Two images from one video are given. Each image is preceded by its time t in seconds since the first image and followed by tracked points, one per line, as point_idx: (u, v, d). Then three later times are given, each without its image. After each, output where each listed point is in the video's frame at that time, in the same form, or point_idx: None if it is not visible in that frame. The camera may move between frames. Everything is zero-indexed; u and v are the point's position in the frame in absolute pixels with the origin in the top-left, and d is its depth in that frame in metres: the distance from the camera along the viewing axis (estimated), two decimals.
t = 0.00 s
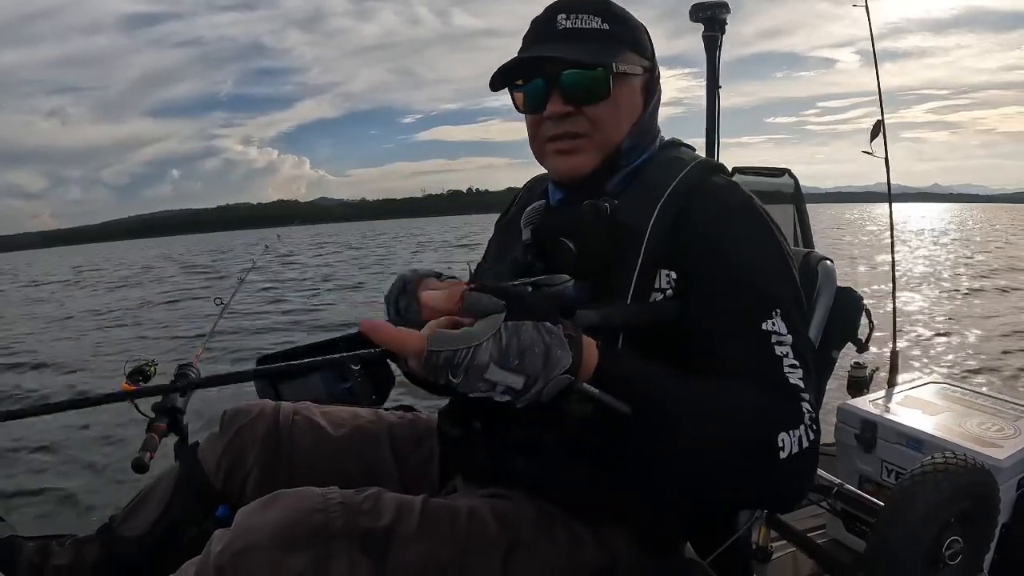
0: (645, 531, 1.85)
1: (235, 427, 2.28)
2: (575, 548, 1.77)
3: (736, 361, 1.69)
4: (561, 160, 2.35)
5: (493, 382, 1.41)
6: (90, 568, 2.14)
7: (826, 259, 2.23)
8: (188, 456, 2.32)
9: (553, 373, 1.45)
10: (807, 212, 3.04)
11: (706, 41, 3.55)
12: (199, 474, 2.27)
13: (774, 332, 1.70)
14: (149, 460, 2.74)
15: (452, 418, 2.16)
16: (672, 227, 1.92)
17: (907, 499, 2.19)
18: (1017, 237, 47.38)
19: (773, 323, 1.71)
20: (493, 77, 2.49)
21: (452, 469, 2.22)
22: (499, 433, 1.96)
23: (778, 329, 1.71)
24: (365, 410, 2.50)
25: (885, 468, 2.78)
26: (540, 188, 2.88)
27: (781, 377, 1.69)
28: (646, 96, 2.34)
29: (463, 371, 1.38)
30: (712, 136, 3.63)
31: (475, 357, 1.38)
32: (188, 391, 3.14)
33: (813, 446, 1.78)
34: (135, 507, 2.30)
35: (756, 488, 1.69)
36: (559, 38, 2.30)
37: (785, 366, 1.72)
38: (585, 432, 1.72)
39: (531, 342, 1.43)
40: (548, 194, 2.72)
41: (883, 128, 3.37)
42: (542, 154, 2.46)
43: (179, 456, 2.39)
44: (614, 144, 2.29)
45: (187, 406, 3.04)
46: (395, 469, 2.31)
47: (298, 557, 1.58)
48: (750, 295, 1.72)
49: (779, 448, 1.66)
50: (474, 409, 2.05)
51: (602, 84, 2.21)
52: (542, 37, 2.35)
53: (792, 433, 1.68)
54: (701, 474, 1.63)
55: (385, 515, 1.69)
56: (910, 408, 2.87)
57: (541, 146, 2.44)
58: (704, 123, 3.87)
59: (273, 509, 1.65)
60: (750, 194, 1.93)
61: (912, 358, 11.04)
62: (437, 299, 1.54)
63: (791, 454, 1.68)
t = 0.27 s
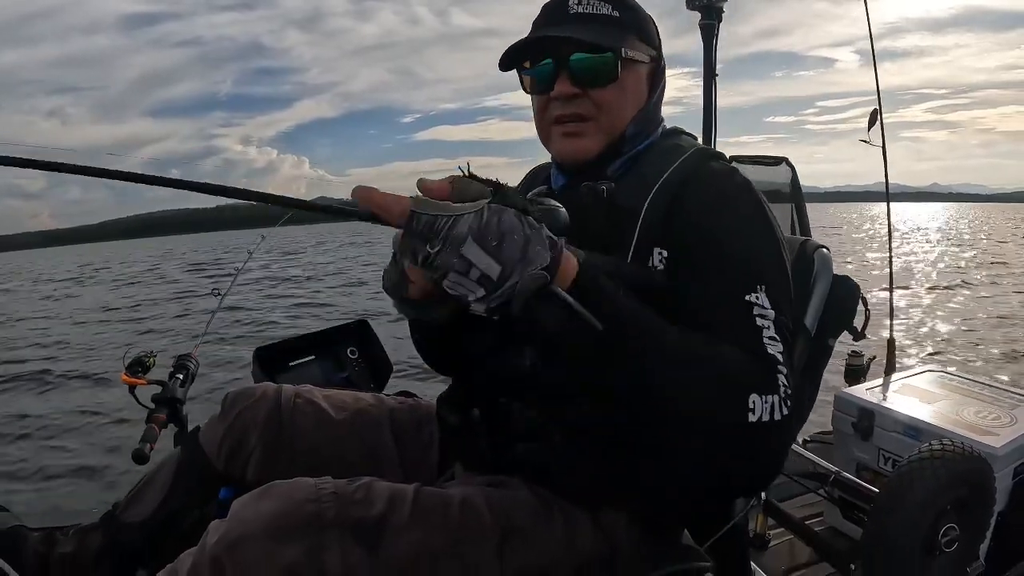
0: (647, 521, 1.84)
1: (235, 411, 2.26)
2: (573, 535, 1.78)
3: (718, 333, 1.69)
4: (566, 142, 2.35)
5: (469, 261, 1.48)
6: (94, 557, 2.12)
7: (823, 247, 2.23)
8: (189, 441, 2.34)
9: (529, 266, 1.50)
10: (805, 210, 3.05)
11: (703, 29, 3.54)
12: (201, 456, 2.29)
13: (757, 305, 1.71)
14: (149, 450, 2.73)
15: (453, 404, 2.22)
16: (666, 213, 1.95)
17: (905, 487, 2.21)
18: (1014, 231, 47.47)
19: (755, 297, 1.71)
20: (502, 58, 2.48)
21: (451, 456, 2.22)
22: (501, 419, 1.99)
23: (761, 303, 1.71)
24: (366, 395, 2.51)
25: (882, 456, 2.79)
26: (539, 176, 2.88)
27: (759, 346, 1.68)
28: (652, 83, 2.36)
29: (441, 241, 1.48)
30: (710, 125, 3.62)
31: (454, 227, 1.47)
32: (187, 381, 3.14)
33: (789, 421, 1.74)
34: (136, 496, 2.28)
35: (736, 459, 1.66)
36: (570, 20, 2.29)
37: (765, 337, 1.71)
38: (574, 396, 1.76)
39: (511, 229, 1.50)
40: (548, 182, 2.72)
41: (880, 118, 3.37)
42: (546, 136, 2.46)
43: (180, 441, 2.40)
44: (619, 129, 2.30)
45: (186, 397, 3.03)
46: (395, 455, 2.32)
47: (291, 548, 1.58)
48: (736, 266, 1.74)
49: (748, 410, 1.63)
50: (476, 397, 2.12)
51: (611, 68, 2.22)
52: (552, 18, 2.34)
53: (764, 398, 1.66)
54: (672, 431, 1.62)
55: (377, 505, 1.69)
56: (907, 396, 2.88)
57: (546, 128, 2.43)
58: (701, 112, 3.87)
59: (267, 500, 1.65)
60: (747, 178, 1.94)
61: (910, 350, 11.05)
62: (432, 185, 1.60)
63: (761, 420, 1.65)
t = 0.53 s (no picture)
0: (647, 522, 1.84)
1: (235, 413, 2.25)
2: (570, 537, 1.77)
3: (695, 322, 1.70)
4: (568, 137, 2.33)
5: (445, 205, 1.60)
6: (95, 559, 2.13)
7: (822, 252, 2.21)
8: (189, 443, 2.33)
9: (501, 216, 1.60)
10: (804, 210, 3.05)
11: (702, 33, 3.54)
12: (201, 455, 2.29)
13: (734, 298, 1.71)
14: (149, 453, 2.73)
15: (450, 405, 2.22)
16: (660, 213, 1.96)
17: (904, 492, 2.20)
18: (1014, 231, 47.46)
19: (735, 290, 1.72)
20: (510, 50, 2.46)
21: (450, 459, 2.22)
22: (498, 420, 2.00)
23: (739, 297, 1.71)
24: (366, 397, 2.51)
25: (882, 460, 2.78)
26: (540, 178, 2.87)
27: (732, 336, 1.68)
28: (658, 87, 2.37)
29: (422, 180, 1.63)
30: (709, 129, 3.62)
31: (435, 170, 1.61)
32: (186, 385, 3.13)
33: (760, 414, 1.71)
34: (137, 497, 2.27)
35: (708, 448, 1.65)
36: (582, 17, 2.30)
37: (740, 330, 1.71)
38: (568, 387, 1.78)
39: (487, 179, 1.61)
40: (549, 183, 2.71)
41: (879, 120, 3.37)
42: (548, 131, 2.44)
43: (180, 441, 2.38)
44: (622, 129, 2.30)
45: (186, 400, 3.03)
46: (395, 457, 2.32)
47: (288, 553, 1.58)
48: (719, 261, 1.75)
49: (708, 393, 1.60)
50: (474, 399, 2.12)
51: (619, 67, 2.22)
52: (563, 14, 2.34)
53: (728, 384, 1.62)
54: (643, 415, 1.63)
55: (374, 510, 1.69)
56: (907, 400, 2.88)
57: (549, 123, 2.42)
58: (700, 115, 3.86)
59: (264, 506, 1.65)
60: (744, 182, 1.93)
61: (910, 351, 11.05)
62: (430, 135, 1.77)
63: (722, 405, 1.61)
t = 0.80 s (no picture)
0: (646, 527, 1.85)
1: (236, 423, 2.24)
2: (569, 545, 1.77)
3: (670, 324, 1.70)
4: (571, 144, 2.33)
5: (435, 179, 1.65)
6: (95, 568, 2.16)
7: (822, 261, 2.19)
8: (189, 453, 2.30)
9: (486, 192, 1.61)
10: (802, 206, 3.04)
11: (702, 44, 3.55)
12: (200, 466, 2.25)
13: (711, 305, 1.70)
14: (148, 463, 2.73)
15: (448, 412, 2.22)
16: (654, 222, 1.98)
17: (905, 500, 2.20)
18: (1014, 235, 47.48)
19: (712, 297, 1.70)
20: (522, 54, 2.46)
21: (450, 468, 2.21)
22: (496, 425, 2.03)
23: (716, 305, 1.70)
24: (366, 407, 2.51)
25: (883, 469, 2.78)
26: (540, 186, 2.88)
27: (703, 342, 1.66)
28: (666, 100, 2.36)
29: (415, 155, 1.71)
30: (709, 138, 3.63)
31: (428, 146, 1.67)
32: (186, 395, 3.13)
33: (730, 418, 1.69)
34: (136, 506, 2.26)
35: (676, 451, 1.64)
36: (595, 27, 2.30)
37: (713, 338, 1.69)
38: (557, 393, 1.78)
39: (475, 156, 1.63)
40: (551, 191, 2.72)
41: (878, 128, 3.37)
42: (553, 137, 2.43)
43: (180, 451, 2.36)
44: (627, 139, 2.29)
45: (185, 410, 3.02)
46: (396, 466, 2.32)
47: (289, 561, 1.59)
48: (702, 268, 1.75)
49: (669, 392, 1.59)
50: (471, 404, 2.15)
51: (628, 78, 2.21)
52: (577, 23, 2.35)
53: (693, 385, 1.60)
54: (613, 410, 1.62)
55: (375, 519, 1.68)
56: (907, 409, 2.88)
57: (555, 129, 2.41)
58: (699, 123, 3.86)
59: (265, 515, 1.64)
60: (739, 195, 1.93)
61: (910, 359, 11.03)
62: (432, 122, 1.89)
63: (684, 405, 1.59)
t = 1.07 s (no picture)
0: (642, 533, 1.85)
1: (235, 436, 2.23)
2: (567, 551, 1.77)
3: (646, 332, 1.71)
4: (576, 156, 2.33)
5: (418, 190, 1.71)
6: None
7: (821, 268, 2.18)
8: (189, 464, 2.30)
9: (465, 202, 1.65)
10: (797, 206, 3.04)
11: (700, 53, 3.55)
12: (200, 477, 2.25)
13: (688, 315, 1.70)
14: (148, 474, 2.71)
15: (447, 418, 2.22)
16: (648, 228, 1.98)
17: (907, 506, 2.19)
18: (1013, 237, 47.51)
19: (691, 307, 1.71)
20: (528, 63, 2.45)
21: (450, 476, 2.21)
22: (492, 429, 2.05)
23: (695, 316, 1.70)
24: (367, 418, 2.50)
25: (884, 477, 2.77)
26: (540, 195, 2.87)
27: (677, 353, 1.66)
28: (670, 114, 2.37)
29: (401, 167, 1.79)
30: (707, 147, 3.63)
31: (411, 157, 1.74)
32: (186, 406, 3.12)
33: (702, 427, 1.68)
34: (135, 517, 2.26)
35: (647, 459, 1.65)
36: (603, 39, 2.30)
37: (687, 348, 1.68)
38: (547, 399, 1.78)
39: (455, 167, 1.68)
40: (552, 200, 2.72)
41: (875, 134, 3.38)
42: (557, 147, 2.43)
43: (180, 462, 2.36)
44: (630, 152, 2.30)
45: (185, 421, 3.02)
46: (397, 476, 2.32)
47: (290, 569, 1.58)
48: (686, 277, 1.75)
49: (635, 403, 1.59)
50: (469, 409, 2.15)
51: (635, 93, 2.22)
52: (584, 34, 2.34)
53: (659, 396, 1.60)
54: (583, 415, 1.63)
55: (376, 527, 1.67)
56: (909, 415, 2.87)
57: (560, 140, 2.41)
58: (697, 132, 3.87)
59: (265, 524, 1.64)
60: (730, 206, 1.92)
61: (909, 363, 11.02)
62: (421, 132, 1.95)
63: (648, 416, 1.59)
